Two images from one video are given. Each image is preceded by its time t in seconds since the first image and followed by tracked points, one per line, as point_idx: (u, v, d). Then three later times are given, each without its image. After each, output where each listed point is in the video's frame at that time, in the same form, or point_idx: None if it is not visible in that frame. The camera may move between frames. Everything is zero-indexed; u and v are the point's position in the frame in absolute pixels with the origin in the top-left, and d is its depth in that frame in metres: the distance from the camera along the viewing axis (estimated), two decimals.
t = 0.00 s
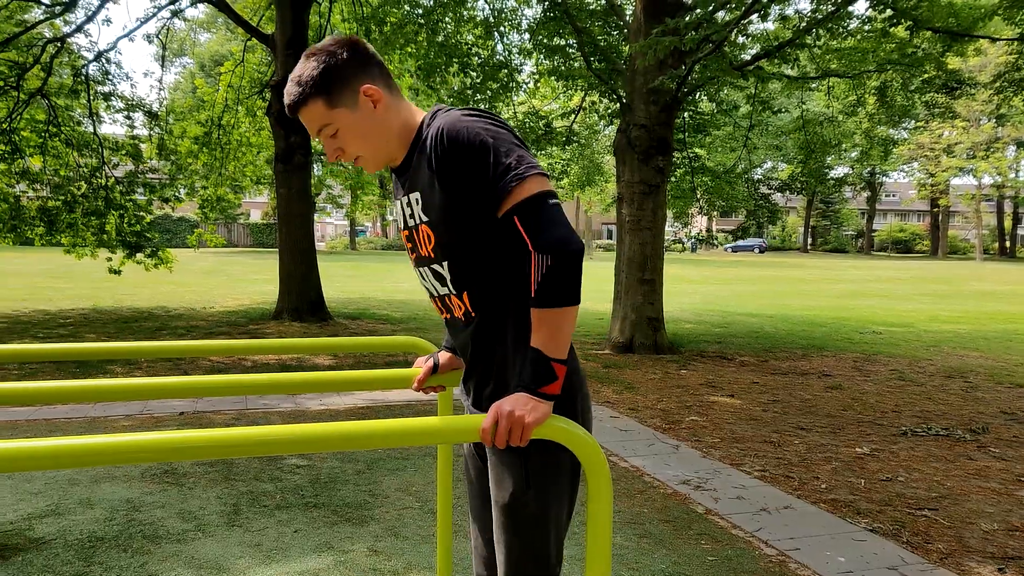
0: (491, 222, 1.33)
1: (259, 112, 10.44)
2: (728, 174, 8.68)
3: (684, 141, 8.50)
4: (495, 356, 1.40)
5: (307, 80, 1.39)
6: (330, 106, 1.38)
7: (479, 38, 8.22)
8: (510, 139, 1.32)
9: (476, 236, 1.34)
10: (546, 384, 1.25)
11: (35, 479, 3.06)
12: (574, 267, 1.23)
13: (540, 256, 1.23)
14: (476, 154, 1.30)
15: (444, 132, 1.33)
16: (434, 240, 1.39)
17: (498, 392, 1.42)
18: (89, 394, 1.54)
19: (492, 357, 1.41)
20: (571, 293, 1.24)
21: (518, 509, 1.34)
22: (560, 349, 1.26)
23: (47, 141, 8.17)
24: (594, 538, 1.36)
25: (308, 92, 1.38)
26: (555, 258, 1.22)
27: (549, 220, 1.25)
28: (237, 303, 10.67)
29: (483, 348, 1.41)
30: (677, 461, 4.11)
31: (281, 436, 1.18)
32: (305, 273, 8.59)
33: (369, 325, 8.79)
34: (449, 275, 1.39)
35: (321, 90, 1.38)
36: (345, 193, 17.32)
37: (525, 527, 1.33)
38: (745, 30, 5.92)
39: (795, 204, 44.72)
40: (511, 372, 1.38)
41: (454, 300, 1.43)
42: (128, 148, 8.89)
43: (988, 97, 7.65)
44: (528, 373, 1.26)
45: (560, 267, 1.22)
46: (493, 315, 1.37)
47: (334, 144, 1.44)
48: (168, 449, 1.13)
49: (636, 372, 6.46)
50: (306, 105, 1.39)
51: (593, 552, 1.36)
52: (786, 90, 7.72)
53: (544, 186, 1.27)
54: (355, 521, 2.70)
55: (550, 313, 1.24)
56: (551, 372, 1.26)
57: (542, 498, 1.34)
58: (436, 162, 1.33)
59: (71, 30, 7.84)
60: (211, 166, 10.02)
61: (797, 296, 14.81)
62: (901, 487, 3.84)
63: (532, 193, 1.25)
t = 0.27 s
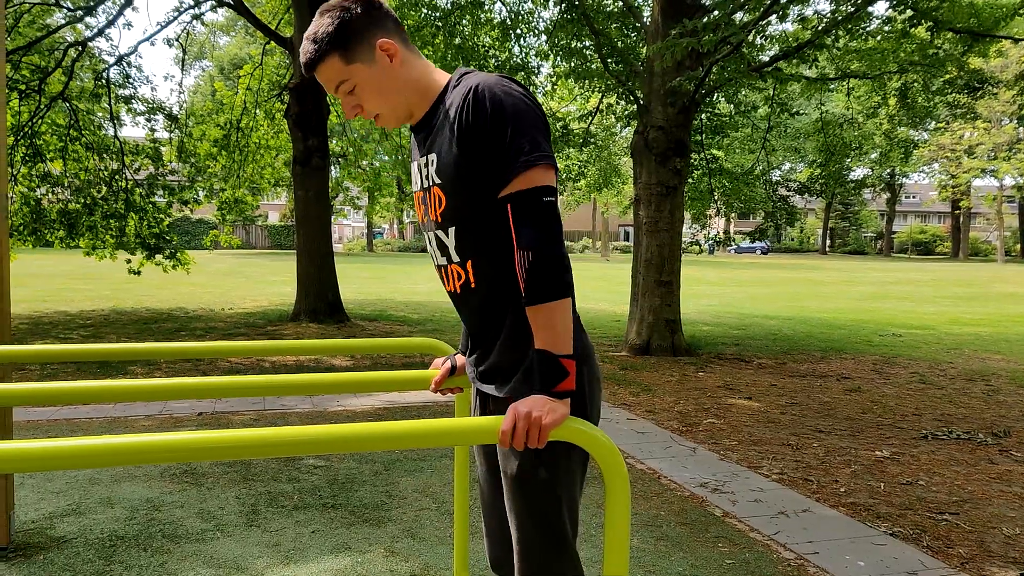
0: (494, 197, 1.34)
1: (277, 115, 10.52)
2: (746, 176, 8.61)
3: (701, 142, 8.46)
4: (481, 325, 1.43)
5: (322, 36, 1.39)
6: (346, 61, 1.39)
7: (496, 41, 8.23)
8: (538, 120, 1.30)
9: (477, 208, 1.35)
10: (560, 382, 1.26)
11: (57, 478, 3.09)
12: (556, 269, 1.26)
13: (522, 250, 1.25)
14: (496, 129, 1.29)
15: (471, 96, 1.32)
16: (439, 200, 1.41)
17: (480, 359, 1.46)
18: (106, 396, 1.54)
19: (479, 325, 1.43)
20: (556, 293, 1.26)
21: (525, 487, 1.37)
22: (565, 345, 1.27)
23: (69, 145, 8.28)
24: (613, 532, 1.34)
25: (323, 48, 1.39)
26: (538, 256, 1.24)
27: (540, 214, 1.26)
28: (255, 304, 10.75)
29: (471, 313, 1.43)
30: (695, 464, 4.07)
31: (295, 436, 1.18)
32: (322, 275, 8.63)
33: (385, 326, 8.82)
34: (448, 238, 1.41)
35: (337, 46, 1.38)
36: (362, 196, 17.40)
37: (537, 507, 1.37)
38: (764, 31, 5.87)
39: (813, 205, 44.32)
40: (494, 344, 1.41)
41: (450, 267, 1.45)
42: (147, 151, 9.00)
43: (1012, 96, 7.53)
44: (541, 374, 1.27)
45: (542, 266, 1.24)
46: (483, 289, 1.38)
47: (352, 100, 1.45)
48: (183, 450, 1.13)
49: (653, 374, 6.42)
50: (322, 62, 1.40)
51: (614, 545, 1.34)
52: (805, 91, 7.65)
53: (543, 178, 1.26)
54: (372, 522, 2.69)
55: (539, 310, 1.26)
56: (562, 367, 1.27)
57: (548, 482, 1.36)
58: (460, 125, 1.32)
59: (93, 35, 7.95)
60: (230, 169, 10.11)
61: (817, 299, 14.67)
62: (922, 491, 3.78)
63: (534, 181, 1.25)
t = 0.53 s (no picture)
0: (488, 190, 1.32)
1: (276, 114, 10.50)
2: (746, 175, 8.61)
3: (701, 141, 8.46)
4: (462, 312, 1.42)
5: None
6: (350, 23, 1.36)
7: (496, 39, 8.22)
8: (542, 118, 1.28)
9: (469, 197, 1.34)
10: (554, 379, 1.26)
11: (54, 477, 3.08)
12: (541, 270, 1.25)
13: (506, 247, 1.24)
14: (498, 122, 1.27)
15: (477, 84, 1.30)
16: (429, 185, 1.39)
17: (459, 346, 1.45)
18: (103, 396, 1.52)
19: (460, 313, 1.42)
20: (540, 294, 1.26)
21: (515, 476, 1.34)
22: (556, 340, 1.27)
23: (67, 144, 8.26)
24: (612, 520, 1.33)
25: (328, 8, 1.36)
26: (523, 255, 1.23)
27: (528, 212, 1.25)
28: (255, 303, 10.74)
29: (453, 300, 1.42)
30: (694, 463, 4.06)
31: (291, 437, 1.17)
32: (322, 274, 8.61)
33: (385, 325, 8.81)
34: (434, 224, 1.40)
35: (341, 6, 1.35)
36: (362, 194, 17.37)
37: (527, 494, 1.35)
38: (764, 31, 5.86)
39: (813, 205, 44.32)
40: (476, 334, 1.41)
41: (434, 252, 1.43)
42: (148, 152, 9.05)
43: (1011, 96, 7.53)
44: (536, 371, 1.28)
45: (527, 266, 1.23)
46: (465, 278, 1.37)
47: (349, 64, 1.42)
48: (179, 449, 1.12)
49: (653, 373, 6.41)
50: (324, 21, 1.37)
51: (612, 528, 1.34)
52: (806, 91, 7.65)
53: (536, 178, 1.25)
54: (371, 521, 2.68)
55: (527, 308, 1.25)
56: (554, 364, 1.27)
57: (539, 467, 1.34)
58: (461, 112, 1.31)
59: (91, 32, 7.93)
60: (229, 167, 10.09)
61: (817, 298, 14.67)
62: (920, 489, 3.78)
63: (525, 181, 1.24)
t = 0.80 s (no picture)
0: (495, 196, 1.32)
1: (280, 118, 10.53)
2: (750, 179, 8.60)
3: (705, 145, 8.46)
4: (470, 319, 1.42)
5: None
6: (361, 25, 1.36)
7: (499, 44, 8.22)
8: (548, 122, 1.29)
9: (477, 203, 1.34)
10: (560, 387, 1.26)
11: (58, 481, 3.08)
12: (549, 275, 1.25)
13: (516, 252, 1.24)
14: (505, 127, 1.27)
15: (483, 89, 1.30)
16: (436, 191, 1.39)
17: (468, 353, 1.45)
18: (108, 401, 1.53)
19: (469, 320, 1.42)
20: (549, 299, 1.26)
21: (518, 482, 1.34)
22: (563, 346, 1.27)
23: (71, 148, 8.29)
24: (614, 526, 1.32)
25: (339, 10, 1.36)
26: (532, 260, 1.24)
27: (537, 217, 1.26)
28: (258, 307, 10.75)
29: (461, 306, 1.42)
30: (698, 468, 4.05)
31: (295, 442, 1.17)
32: (325, 278, 8.61)
33: (389, 329, 8.81)
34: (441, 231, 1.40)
35: (353, 9, 1.35)
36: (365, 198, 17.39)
37: (529, 499, 1.35)
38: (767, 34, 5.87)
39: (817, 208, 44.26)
40: (483, 340, 1.41)
41: (441, 259, 1.43)
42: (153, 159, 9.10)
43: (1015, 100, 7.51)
44: (541, 377, 1.27)
45: (536, 271, 1.24)
46: (473, 284, 1.37)
47: (358, 68, 1.42)
48: (183, 454, 1.12)
49: (657, 378, 6.40)
50: (335, 23, 1.37)
51: (613, 533, 1.33)
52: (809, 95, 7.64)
53: (543, 183, 1.26)
54: (374, 526, 2.68)
55: (537, 312, 1.25)
56: (560, 370, 1.26)
57: (540, 472, 1.34)
58: (469, 118, 1.31)
59: (96, 37, 7.96)
60: (233, 172, 10.12)
61: (821, 301, 14.64)
62: (925, 494, 3.76)
63: (534, 186, 1.25)
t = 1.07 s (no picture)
0: (499, 200, 1.32)
1: (281, 122, 10.54)
2: (751, 183, 8.59)
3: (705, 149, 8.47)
4: (474, 324, 1.42)
5: (339, 3, 1.36)
6: (362, 31, 1.36)
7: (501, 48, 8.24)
8: (550, 125, 1.29)
9: (480, 208, 1.34)
10: (563, 392, 1.26)
11: (59, 486, 3.08)
12: (554, 278, 1.25)
13: (521, 256, 1.24)
14: (508, 131, 1.27)
15: (485, 94, 1.31)
16: (440, 197, 1.40)
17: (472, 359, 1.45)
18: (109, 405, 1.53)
19: (473, 325, 1.42)
20: (554, 303, 1.26)
21: (522, 486, 1.34)
22: (567, 351, 1.27)
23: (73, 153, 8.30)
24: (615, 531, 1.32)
25: (341, 15, 1.35)
26: (537, 264, 1.24)
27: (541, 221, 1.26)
28: (259, 311, 10.75)
29: (465, 312, 1.42)
30: (699, 472, 4.04)
31: (297, 446, 1.17)
32: (326, 282, 8.61)
33: (389, 333, 8.81)
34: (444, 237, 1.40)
35: (354, 14, 1.35)
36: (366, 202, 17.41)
37: (532, 505, 1.34)
38: (768, 39, 5.87)
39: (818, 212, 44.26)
40: (487, 346, 1.41)
41: (445, 265, 1.43)
42: (155, 164, 9.12)
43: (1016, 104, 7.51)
44: (543, 382, 1.27)
45: (540, 275, 1.24)
46: (477, 290, 1.37)
47: (359, 72, 1.41)
48: (185, 458, 1.12)
49: (658, 382, 6.39)
50: (336, 28, 1.36)
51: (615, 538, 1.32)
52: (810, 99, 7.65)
53: (547, 187, 1.26)
54: (375, 530, 2.68)
55: (541, 317, 1.25)
56: (563, 375, 1.26)
57: (543, 477, 1.33)
58: (472, 122, 1.31)
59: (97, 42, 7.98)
60: (234, 176, 10.13)
61: (822, 305, 14.63)
62: (927, 498, 3.75)
63: (538, 189, 1.25)
